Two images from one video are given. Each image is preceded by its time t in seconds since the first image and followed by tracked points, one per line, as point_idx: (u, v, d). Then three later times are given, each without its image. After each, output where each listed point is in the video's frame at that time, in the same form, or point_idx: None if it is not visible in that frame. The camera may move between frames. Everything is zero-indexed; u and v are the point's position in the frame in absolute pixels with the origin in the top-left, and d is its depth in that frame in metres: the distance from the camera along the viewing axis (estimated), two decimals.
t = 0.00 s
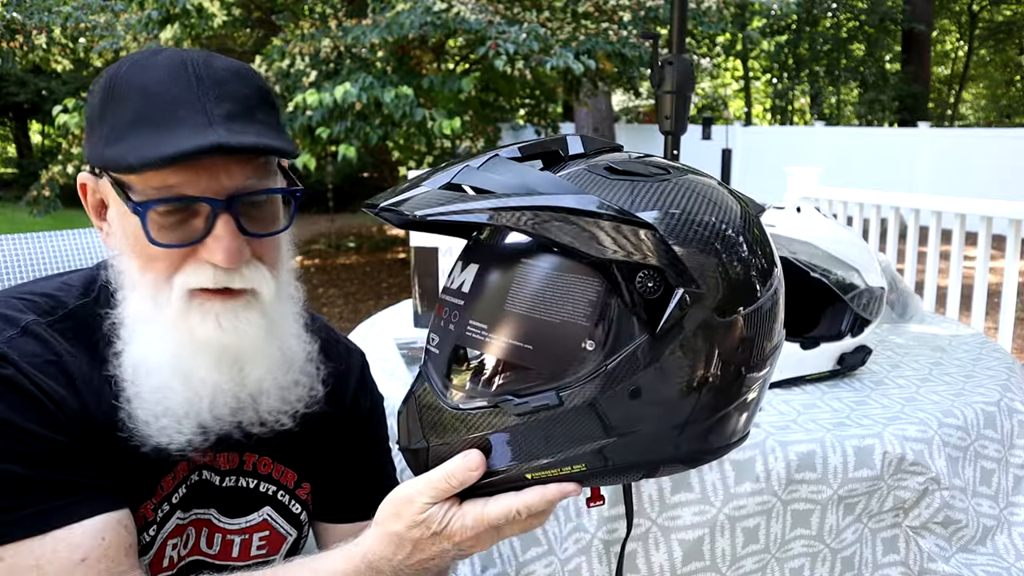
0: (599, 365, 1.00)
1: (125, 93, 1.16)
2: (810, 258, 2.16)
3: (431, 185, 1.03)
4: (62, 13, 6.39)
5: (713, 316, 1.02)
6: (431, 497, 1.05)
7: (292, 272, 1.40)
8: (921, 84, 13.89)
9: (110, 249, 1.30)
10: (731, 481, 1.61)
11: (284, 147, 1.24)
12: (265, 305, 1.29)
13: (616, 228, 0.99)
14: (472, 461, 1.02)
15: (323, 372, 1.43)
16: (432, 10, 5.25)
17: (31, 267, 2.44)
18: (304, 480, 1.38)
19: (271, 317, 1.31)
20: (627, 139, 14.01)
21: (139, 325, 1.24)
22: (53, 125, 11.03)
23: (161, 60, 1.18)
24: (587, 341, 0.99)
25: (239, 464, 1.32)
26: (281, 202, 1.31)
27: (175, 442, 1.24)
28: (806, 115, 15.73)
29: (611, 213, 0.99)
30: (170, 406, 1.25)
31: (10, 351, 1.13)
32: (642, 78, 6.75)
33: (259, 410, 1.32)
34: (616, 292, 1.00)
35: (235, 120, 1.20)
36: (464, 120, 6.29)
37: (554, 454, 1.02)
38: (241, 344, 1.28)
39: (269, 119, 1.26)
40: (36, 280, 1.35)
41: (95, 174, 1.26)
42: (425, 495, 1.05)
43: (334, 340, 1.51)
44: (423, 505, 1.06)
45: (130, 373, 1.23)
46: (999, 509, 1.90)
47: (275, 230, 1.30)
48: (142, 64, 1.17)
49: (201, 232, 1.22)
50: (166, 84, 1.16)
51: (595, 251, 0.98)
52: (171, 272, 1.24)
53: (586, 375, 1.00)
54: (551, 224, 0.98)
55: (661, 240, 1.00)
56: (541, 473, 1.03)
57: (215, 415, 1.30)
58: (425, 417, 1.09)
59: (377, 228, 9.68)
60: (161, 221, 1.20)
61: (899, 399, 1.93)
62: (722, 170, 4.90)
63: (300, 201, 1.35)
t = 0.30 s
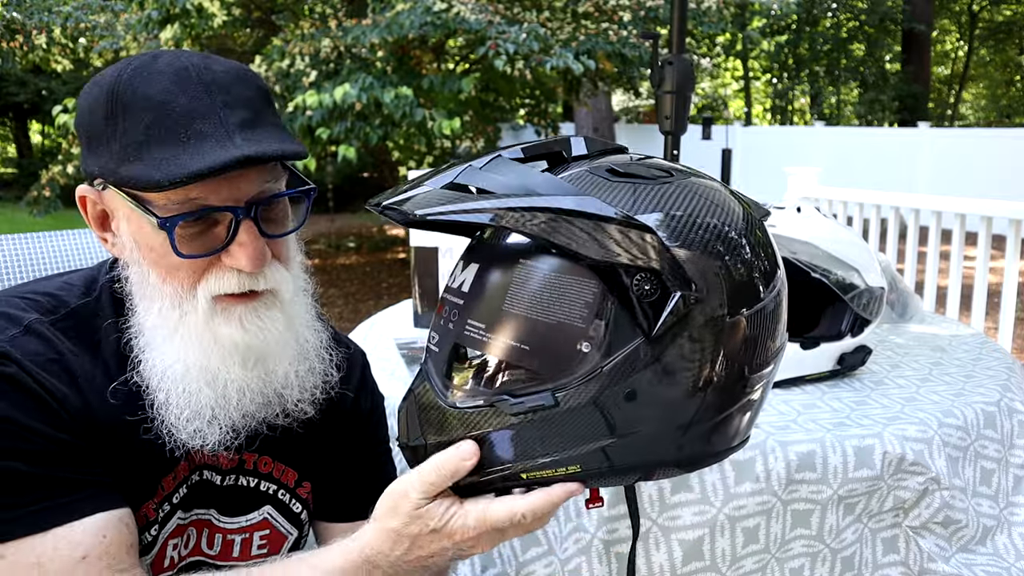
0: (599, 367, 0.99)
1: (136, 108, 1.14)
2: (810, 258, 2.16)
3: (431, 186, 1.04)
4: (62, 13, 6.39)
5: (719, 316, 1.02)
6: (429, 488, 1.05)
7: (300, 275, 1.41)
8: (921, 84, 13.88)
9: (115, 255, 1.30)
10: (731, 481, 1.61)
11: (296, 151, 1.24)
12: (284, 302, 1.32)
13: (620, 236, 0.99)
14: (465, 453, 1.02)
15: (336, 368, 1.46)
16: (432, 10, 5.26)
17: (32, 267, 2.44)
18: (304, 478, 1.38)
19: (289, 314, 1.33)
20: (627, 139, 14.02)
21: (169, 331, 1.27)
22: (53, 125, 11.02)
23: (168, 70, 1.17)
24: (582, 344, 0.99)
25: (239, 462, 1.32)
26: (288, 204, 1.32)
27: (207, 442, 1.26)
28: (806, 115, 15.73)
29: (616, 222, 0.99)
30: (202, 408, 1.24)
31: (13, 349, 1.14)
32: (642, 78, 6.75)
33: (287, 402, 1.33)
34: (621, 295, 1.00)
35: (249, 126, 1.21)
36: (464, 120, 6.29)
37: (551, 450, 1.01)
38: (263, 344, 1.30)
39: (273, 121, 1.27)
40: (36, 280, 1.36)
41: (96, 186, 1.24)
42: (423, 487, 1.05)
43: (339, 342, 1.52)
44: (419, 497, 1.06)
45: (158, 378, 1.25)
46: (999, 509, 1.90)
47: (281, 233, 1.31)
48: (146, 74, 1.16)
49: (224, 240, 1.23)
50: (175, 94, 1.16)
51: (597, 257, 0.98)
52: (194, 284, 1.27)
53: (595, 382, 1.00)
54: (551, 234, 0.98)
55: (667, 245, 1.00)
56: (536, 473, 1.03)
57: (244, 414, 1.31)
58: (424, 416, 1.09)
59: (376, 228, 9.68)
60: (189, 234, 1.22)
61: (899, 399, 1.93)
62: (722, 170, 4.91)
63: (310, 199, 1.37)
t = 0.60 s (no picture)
0: (586, 364, 0.99)
1: (135, 106, 1.14)
2: (810, 258, 2.16)
3: (413, 186, 1.04)
4: (63, 13, 6.39)
5: (719, 314, 1.02)
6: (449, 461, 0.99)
7: (299, 274, 1.41)
8: (921, 84, 13.87)
9: (115, 254, 1.30)
10: (731, 481, 1.61)
11: (297, 150, 1.26)
12: (282, 301, 1.32)
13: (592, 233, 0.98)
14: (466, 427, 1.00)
15: (336, 368, 1.46)
16: (432, 10, 5.26)
17: (31, 267, 2.43)
18: (304, 479, 1.38)
19: (288, 316, 1.33)
20: (628, 139, 14.02)
21: (167, 329, 1.26)
22: (53, 125, 11.02)
23: (168, 69, 1.17)
24: (554, 343, 1.00)
25: (240, 462, 1.32)
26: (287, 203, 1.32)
27: (206, 442, 1.26)
28: (806, 115, 15.73)
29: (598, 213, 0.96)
30: (201, 408, 1.24)
31: (19, 341, 1.14)
32: (642, 78, 6.74)
33: (288, 402, 1.33)
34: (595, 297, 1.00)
35: (248, 125, 1.21)
36: (464, 119, 6.28)
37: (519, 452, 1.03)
38: (261, 345, 1.30)
39: (274, 121, 1.27)
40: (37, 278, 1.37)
41: (97, 186, 1.25)
42: (444, 463, 0.99)
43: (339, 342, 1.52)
44: (440, 474, 1.00)
45: (156, 379, 1.24)
46: (999, 509, 1.91)
47: (281, 232, 1.31)
48: (146, 71, 1.16)
49: (222, 239, 1.23)
50: (175, 90, 1.16)
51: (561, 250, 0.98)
52: (194, 280, 1.26)
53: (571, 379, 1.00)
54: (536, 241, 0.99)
55: (644, 246, 0.99)
56: (517, 474, 1.05)
57: (242, 414, 1.31)
58: (411, 414, 1.12)
59: (376, 228, 9.68)
60: (187, 234, 1.22)
61: (899, 399, 1.93)
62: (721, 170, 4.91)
63: (310, 198, 1.37)
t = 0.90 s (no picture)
0: (576, 368, 1.00)
1: (126, 102, 1.14)
2: (810, 258, 2.16)
3: (394, 195, 1.05)
4: (62, 13, 6.39)
5: (716, 312, 1.02)
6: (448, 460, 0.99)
7: (296, 270, 1.41)
8: (921, 84, 13.87)
9: (113, 255, 1.30)
10: (731, 481, 1.61)
11: (286, 141, 1.25)
12: (279, 296, 1.32)
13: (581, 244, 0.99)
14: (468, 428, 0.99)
15: (338, 367, 1.47)
16: (432, 10, 5.26)
17: (31, 267, 2.44)
18: (304, 479, 1.38)
19: (285, 310, 1.34)
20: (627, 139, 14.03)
21: (165, 324, 1.27)
22: (53, 125, 11.01)
23: (159, 65, 1.17)
24: (536, 351, 1.01)
25: (241, 462, 1.32)
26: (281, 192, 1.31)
27: (204, 438, 1.26)
28: (806, 115, 15.73)
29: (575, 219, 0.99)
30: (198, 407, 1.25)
31: (19, 343, 1.14)
32: (642, 78, 6.74)
33: (286, 400, 1.33)
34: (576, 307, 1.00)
35: (238, 116, 1.21)
36: (464, 119, 6.28)
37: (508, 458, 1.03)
38: (259, 341, 1.31)
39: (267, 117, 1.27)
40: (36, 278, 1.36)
41: (93, 186, 1.25)
42: (443, 461, 0.98)
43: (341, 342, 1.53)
44: (437, 474, 0.99)
45: (154, 375, 1.24)
46: (999, 509, 1.91)
47: (275, 224, 1.30)
48: (132, 69, 1.16)
49: (215, 232, 1.23)
50: (163, 87, 1.16)
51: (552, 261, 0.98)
52: (190, 274, 1.26)
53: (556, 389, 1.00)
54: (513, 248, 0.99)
55: (634, 251, 1.00)
56: (516, 480, 1.04)
57: (240, 412, 1.31)
58: (405, 421, 1.12)
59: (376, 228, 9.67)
60: (177, 227, 1.21)
61: (899, 399, 1.93)
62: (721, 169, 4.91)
63: (305, 189, 1.37)
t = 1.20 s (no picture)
0: (563, 363, 1.00)
1: (116, 95, 1.15)
2: (810, 258, 2.17)
3: (380, 195, 1.06)
4: (62, 13, 6.40)
5: (705, 309, 1.03)
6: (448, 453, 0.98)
7: (291, 272, 1.39)
8: (921, 84, 13.87)
9: (105, 248, 1.30)
10: (731, 481, 1.61)
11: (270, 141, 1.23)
12: (263, 303, 1.29)
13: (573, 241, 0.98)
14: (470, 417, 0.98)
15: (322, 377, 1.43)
16: (432, 10, 5.26)
17: (32, 267, 2.44)
18: (304, 480, 1.38)
19: (271, 316, 1.31)
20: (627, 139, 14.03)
21: (139, 318, 1.25)
22: (53, 125, 11.01)
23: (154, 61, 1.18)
24: (522, 346, 1.01)
25: (240, 463, 1.32)
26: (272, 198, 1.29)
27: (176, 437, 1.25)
28: (806, 115, 15.74)
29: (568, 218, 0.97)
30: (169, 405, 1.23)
31: (16, 344, 1.13)
32: (642, 78, 6.74)
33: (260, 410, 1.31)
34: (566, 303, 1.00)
35: (227, 116, 1.19)
36: (464, 119, 6.28)
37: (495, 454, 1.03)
38: (239, 343, 1.28)
39: (262, 117, 1.25)
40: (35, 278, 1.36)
41: (91, 176, 1.24)
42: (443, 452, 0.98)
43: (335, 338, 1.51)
44: (435, 464, 0.98)
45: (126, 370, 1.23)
46: (999, 509, 1.91)
47: (263, 229, 1.29)
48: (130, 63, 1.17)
49: (194, 229, 1.22)
50: (154, 81, 1.16)
51: (542, 253, 0.98)
52: (168, 268, 1.24)
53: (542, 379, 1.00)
54: (506, 241, 0.98)
55: (622, 247, 1.00)
56: (513, 476, 1.04)
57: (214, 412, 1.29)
58: (397, 423, 1.13)
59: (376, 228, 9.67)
60: (153, 220, 1.20)
61: (899, 399, 1.93)
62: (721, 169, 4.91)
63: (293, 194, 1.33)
